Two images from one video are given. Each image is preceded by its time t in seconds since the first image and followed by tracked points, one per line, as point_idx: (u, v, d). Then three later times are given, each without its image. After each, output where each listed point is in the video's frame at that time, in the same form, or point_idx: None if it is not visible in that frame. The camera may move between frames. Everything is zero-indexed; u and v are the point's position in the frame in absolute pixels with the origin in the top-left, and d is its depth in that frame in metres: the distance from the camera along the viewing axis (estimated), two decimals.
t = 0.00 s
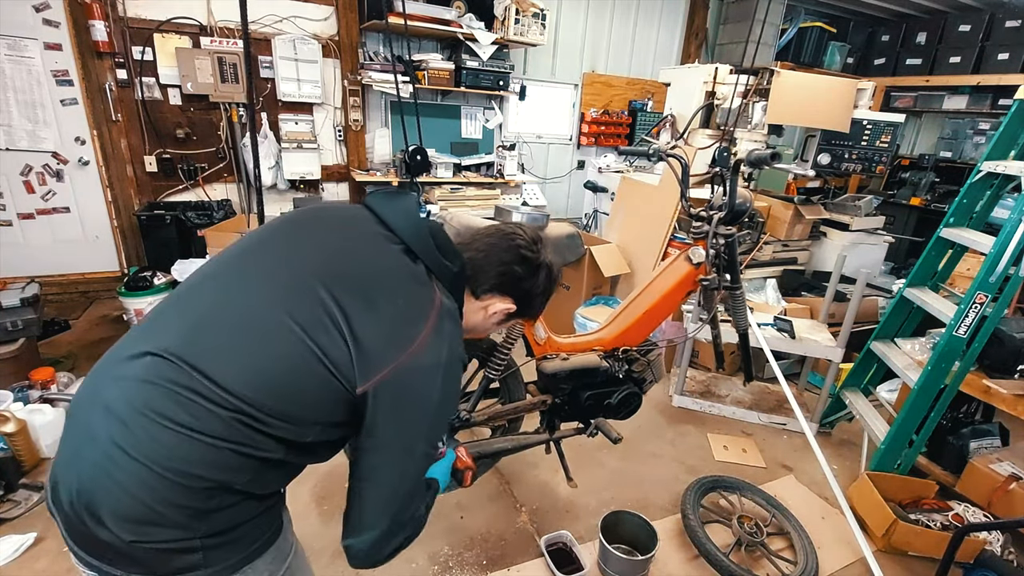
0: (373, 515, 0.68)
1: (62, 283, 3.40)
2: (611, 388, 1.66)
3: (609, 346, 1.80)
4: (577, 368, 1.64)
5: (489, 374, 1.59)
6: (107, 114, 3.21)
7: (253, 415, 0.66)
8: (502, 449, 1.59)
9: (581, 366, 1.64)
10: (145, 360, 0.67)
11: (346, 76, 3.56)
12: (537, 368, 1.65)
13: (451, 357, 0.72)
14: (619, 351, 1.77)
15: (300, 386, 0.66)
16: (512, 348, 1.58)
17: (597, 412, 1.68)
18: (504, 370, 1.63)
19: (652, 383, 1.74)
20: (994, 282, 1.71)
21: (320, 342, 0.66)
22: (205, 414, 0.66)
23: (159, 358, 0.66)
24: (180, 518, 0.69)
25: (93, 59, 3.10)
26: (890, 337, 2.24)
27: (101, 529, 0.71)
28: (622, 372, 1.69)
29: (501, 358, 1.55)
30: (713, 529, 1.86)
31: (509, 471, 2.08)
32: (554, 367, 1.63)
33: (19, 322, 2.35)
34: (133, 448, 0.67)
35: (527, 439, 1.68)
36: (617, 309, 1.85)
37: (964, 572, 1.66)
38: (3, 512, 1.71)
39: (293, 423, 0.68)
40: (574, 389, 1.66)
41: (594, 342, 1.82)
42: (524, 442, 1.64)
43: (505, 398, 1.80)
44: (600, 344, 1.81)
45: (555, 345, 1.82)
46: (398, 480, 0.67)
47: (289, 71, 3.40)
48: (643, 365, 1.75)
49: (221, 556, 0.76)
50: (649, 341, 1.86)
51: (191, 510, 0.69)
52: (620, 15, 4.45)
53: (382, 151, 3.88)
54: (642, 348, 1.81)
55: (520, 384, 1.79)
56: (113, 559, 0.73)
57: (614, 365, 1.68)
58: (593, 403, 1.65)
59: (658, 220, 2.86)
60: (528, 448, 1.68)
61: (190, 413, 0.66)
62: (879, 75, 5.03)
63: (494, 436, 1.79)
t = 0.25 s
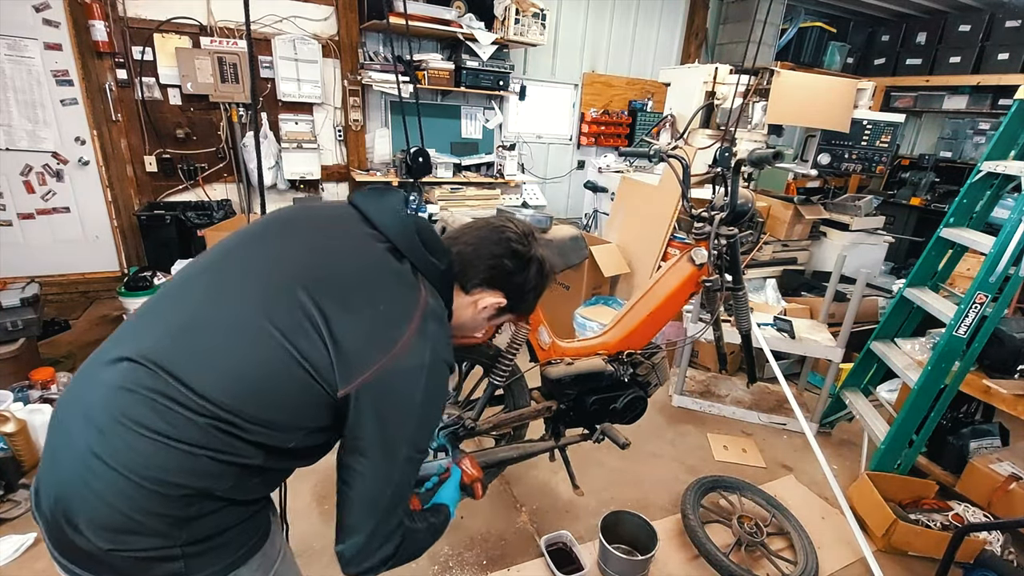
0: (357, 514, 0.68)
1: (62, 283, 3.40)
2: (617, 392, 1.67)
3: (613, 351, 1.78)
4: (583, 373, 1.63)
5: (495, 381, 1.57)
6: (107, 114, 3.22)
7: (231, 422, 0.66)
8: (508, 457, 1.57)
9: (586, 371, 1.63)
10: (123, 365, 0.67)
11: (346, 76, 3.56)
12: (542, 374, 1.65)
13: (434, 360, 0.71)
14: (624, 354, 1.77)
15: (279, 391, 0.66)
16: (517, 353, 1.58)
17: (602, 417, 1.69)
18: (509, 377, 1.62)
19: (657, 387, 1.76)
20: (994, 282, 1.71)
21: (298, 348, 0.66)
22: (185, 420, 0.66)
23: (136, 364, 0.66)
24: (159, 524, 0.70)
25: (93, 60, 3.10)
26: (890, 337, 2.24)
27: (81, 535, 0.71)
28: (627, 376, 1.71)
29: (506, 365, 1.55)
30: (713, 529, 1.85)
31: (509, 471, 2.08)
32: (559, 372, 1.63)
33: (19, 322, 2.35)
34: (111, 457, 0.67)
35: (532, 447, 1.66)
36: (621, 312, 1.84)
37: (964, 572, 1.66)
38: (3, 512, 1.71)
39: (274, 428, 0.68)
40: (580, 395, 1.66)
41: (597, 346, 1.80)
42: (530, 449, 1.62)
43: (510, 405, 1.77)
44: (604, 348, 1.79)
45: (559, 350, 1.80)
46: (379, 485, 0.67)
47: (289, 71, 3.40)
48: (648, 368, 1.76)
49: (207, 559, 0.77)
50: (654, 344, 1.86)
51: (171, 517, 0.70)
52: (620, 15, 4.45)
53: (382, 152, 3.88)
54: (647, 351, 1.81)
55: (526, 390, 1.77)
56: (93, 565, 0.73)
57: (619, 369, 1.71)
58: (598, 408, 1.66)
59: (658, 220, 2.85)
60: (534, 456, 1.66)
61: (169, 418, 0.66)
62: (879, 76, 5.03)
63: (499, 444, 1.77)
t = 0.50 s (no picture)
0: (353, 537, 0.66)
1: (62, 283, 3.40)
2: (608, 385, 1.65)
3: (604, 345, 1.80)
4: (574, 366, 1.64)
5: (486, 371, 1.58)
6: (107, 114, 3.21)
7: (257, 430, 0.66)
8: (500, 447, 1.59)
9: (577, 364, 1.64)
10: (149, 366, 0.66)
11: (346, 76, 3.56)
12: (534, 365, 1.66)
13: (453, 372, 0.73)
14: (614, 348, 1.79)
15: (302, 400, 0.66)
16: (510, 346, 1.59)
17: (593, 409, 1.67)
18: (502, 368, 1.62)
19: (648, 381, 1.74)
20: (994, 282, 1.71)
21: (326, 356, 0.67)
22: (211, 426, 0.66)
23: (163, 368, 0.66)
24: (172, 532, 0.69)
25: (93, 60, 3.10)
26: (890, 337, 2.24)
27: (97, 540, 0.70)
28: (618, 370, 1.69)
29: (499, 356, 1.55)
30: (713, 529, 1.86)
31: (509, 471, 2.08)
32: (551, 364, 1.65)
33: (19, 322, 2.35)
34: (132, 461, 0.66)
35: (524, 437, 1.68)
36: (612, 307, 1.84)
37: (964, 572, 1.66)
38: (4, 512, 1.71)
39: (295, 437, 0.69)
40: (570, 387, 1.65)
41: (588, 341, 1.80)
42: (521, 439, 1.64)
43: (502, 395, 1.78)
44: (595, 342, 1.79)
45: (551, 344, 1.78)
46: (391, 498, 0.67)
47: (289, 71, 3.40)
48: (639, 363, 1.74)
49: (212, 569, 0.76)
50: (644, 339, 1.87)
51: (184, 524, 0.69)
52: (620, 15, 4.45)
53: (382, 151, 3.88)
54: (638, 346, 1.83)
55: (519, 382, 1.79)
56: (106, 570, 0.73)
57: (611, 363, 1.69)
58: (588, 400, 1.65)
59: (657, 221, 2.85)
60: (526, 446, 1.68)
61: (194, 424, 0.65)
62: (879, 75, 5.03)
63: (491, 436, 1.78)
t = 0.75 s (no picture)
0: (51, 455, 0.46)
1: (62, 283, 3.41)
2: (608, 386, 1.68)
3: (605, 345, 1.77)
4: (574, 367, 1.65)
5: (486, 373, 1.58)
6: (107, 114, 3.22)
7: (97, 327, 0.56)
8: (501, 448, 1.61)
9: (577, 364, 1.65)
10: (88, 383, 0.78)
11: (347, 77, 3.57)
12: (534, 367, 1.65)
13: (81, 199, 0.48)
14: (615, 348, 1.78)
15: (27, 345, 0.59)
16: (510, 347, 1.59)
17: (593, 410, 1.69)
18: (502, 369, 1.62)
19: (648, 381, 1.75)
20: (994, 282, 1.71)
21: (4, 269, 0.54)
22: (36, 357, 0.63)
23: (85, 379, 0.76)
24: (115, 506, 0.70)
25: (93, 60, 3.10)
26: (890, 337, 2.24)
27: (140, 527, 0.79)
28: (618, 370, 1.70)
29: (498, 357, 1.56)
30: (713, 529, 1.86)
31: (509, 471, 2.08)
32: (551, 366, 1.64)
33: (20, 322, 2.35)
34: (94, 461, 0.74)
35: (524, 438, 1.68)
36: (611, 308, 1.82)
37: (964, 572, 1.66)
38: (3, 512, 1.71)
39: (176, 342, 0.57)
40: (571, 388, 1.66)
41: (588, 341, 1.78)
42: (522, 441, 1.65)
43: (502, 396, 1.74)
44: (595, 342, 1.77)
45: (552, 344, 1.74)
46: (57, 395, 0.46)
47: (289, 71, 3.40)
48: (639, 364, 1.74)
49: (187, 553, 0.74)
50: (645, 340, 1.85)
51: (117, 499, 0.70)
52: (620, 15, 4.45)
53: (382, 152, 3.88)
54: (638, 346, 1.81)
55: (519, 384, 1.75)
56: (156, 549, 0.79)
57: (611, 363, 1.70)
58: (589, 401, 1.67)
59: (657, 221, 2.86)
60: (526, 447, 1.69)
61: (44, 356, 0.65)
62: (879, 75, 5.03)
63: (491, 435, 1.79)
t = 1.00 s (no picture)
0: None
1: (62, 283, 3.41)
2: (616, 392, 1.68)
3: (613, 350, 1.75)
4: (582, 373, 1.64)
5: (493, 379, 1.57)
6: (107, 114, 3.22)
7: None
8: (508, 458, 1.60)
9: (586, 370, 1.65)
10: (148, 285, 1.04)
11: (346, 76, 3.57)
12: (542, 373, 1.65)
13: None
14: (623, 353, 1.76)
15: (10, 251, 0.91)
16: (516, 353, 1.58)
17: (601, 416, 1.69)
18: (509, 376, 1.61)
19: (656, 386, 1.78)
20: (994, 282, 1.71)
21: None
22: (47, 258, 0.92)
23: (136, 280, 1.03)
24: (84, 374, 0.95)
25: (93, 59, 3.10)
26: (891, 337, 2.24)
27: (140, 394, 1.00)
28: (626, 375, 1.72)
29: (505, 363, 1.55)
30: (713, 529, 1.86)
31: (509, 471, 2.08)
32: (558, 371, 1.64)
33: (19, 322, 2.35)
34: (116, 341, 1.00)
35: (531, 446, 1.67)
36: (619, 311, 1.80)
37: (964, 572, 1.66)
38: (3, 512, 1.71)
39: None
40: (579, 394, 1.66)
41: (596, 346, 1.75)
42: (529, 449, 1.64)
43: (509, 403, 1.76)
44: (604, 347, 1.75)
45: (560, 349, 1.72)
46: None
47: (289, 71, 3.40)
48: (647, 368, 1.76)
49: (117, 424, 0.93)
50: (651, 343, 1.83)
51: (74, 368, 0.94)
52: (620, 15, 4.45)
53: (382, 152, 3.88)
54: (646, 350, 1.80)
55: (525, 389, 1.76)
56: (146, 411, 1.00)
57: (620, 368, 1.71)
58: (596, 408, 1.67)
59: (657, 221, 2.86)
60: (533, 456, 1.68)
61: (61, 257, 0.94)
62: (879, 76, 5.04)
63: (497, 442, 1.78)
